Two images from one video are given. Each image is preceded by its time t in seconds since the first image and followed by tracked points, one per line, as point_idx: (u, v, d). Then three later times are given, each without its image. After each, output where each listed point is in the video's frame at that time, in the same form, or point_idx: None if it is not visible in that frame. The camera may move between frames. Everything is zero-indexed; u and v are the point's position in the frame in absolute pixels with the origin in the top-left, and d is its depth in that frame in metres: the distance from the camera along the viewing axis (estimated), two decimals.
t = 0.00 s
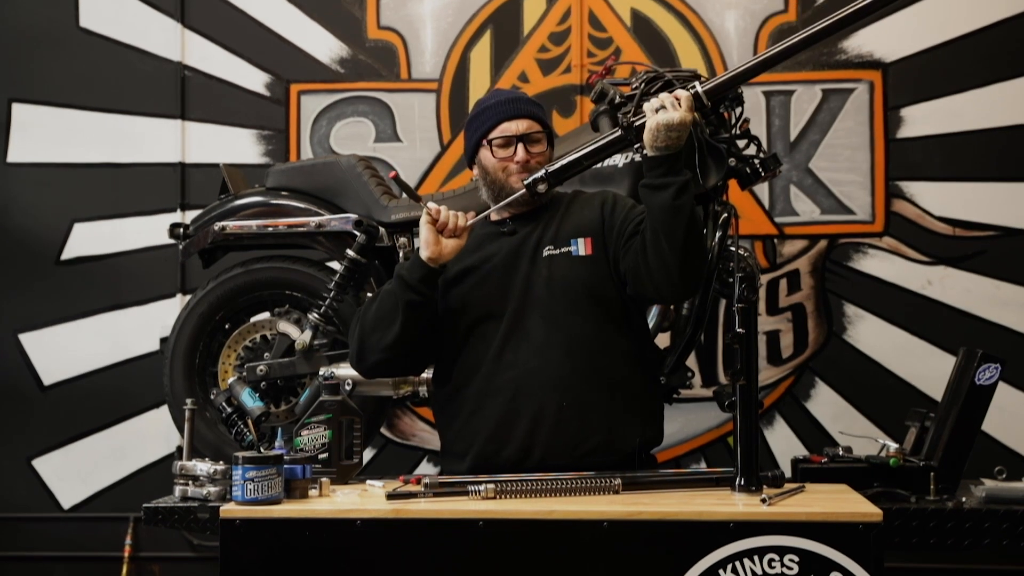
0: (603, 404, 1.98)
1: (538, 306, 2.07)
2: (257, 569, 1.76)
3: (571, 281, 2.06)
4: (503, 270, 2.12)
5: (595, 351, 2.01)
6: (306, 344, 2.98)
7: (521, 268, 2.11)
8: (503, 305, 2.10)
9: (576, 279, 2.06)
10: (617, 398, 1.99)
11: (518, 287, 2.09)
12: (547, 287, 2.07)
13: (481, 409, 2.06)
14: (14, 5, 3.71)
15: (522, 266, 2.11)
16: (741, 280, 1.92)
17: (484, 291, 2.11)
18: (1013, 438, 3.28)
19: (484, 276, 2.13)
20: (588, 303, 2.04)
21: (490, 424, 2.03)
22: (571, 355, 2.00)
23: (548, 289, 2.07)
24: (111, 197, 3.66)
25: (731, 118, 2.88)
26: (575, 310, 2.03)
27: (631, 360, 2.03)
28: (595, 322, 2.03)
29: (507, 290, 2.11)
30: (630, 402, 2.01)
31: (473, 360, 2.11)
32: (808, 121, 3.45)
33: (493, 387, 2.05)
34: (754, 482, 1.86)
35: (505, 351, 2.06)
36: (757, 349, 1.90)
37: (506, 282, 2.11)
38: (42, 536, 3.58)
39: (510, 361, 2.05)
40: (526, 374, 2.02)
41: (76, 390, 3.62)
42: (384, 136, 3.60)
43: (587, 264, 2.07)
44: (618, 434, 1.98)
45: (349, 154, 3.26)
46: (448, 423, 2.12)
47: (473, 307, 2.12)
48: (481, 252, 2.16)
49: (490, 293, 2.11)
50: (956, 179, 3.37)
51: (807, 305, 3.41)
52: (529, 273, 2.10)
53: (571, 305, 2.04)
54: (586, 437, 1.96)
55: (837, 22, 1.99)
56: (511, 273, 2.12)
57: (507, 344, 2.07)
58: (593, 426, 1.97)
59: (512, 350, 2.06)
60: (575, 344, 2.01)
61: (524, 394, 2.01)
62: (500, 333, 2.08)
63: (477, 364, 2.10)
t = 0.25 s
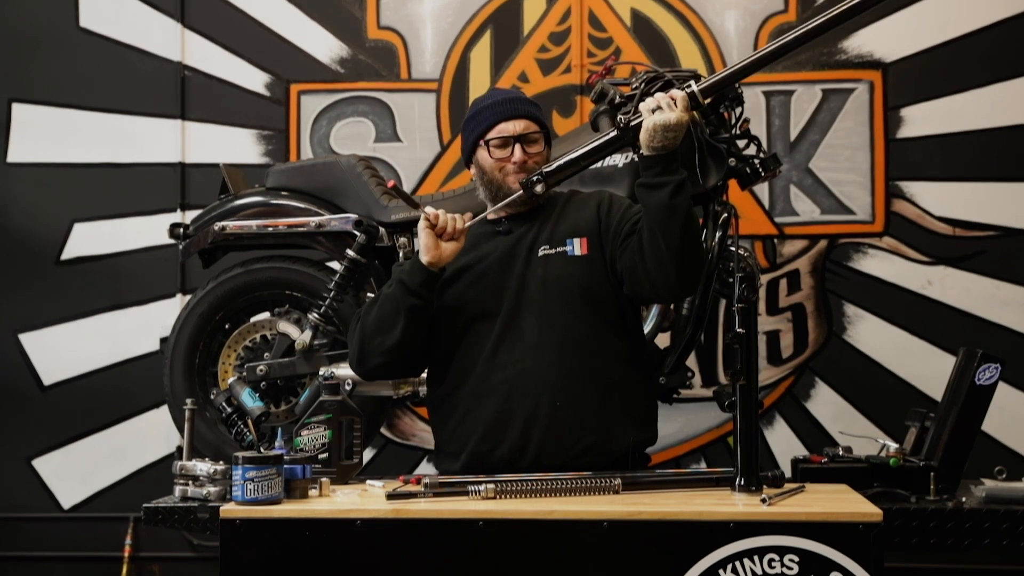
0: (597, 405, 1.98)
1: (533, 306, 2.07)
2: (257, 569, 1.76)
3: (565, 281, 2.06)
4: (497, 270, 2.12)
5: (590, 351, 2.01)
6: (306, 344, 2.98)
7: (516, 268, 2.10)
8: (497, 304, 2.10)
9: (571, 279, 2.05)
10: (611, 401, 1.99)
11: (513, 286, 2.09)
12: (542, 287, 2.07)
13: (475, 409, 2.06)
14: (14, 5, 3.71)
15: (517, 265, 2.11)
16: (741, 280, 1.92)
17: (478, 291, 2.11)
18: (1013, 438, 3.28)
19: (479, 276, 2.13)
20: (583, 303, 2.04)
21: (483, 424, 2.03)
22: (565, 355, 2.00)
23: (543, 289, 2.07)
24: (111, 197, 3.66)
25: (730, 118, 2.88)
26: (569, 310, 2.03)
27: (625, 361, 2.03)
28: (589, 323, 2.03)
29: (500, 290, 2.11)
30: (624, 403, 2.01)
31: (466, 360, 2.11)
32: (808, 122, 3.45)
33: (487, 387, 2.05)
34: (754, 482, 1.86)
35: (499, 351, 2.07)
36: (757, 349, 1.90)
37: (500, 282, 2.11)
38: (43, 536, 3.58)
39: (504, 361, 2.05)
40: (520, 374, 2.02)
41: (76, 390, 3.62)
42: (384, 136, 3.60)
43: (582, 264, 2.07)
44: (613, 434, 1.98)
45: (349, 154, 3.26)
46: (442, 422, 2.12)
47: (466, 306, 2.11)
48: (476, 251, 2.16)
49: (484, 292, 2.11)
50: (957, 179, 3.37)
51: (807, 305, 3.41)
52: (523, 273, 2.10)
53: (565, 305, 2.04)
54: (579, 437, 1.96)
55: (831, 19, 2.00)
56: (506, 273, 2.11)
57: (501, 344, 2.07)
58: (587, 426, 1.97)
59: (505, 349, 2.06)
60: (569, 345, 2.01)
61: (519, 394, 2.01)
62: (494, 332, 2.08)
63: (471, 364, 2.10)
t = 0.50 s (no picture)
0: (593, 407, 1.98)
1: (530, 307, 2.06)
2: (257, 569, 1.76)
3: (564, 282, 2.05)
4: (493, 269, 2.10)
5: (587, 355, 2.01)
6: (306, 344, 2.98)
7: (512, 267, 2.09)
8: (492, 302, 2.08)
9: (570, 281, 2.05)
10: (606, 405, 1.99)
11: (509, 285, 2.07)
12: (539, 287, 2.06)
13: (468, 409, 2.05)
14: (15, 5, 3.71)
15: (514, 264, 2.10)
16: (741, 280, 1.92)
17: (473, 287, 2.09)
18: (1013, 438, 3.28)
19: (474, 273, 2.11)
20: (580, 305, 2.04)
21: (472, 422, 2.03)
22: (563, 357, 2.00)
23: (541, 290, 2.06)
24: (111, 197, 3.66)
25: (730, 118, 2.88)
26: (567, 312, 2.03)
27: (622, 365, 2.04)
28: (587, 326, 2.03)
29: (494, 287, 2.09)
30: (619, 406, 2.02)
31: (459, 358, 2.09)
32: (808, 122, 3.45)
33: (483, 386, 2.04)
34: (754, 482, 1.86)
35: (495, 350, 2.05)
36: (757, 350, 1.90)
37: (495, 279, 2.10)
38: (43, 536, 3.58)
39: (498, 361, 2.04)
40: (517, 375, 2.01)
41: (77, 390, 3.62)
42: (384, 136, 3.60)
43: (580, 266, 2.06)
44: (608, 437, 1.99)
45: (349, 154, 3.26)
46: (434, 421, 2.11)
47: (461, 303, 2.09)
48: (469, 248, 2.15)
49: (478, 290, 2.09)
50: (957, 179, 3.37)
51: (807, 305, 3.41)
52: (520, 273, 2.09)
53: (564, 307, 2.03)
54: (574, 439, 1.97)
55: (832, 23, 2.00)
56: (501, 271, 2.10)
57: (497, 344, 2.06)
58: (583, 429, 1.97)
59: (502, 348, 2.05)
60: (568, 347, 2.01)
61: (517, 394, 2.01)
62: (489, 330, 2.06)
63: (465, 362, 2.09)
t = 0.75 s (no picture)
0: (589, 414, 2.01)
1: (528, 313, 2.06)
2: (257, 569, 1.76)
3: (563, 290, 2.06)
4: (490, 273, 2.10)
5: (585, 363, 2.03)
6: (306, 344, 2.98)
7: (510, 273, 2.09)
8: (488, 306, 2.08)
9: (568, 289, 2.06)
10: (603, 412, 2.03)
11: (505, 290, 2.07)
12: (537, 293, 2.06)
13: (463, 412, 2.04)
14: (15, 5, 3.71)
15: (510, 269, 2.09)
16: (741, 280, 1.92)
17: (469, 291, 2.09)
18: (1013, 438, 3.28)
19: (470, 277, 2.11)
20: (577, 312, 2.05)
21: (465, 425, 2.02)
22: (561, 364, 2.02)
23: (539, 296, 2.06)
24: (111, 197, 3.66)
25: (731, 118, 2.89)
26: (565, 320, 2.04)
27: (617, 374, 2.08)
28: (583, 334, 2.04)
29: (490, 292, 2.09)
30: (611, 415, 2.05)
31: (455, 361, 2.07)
32: (808, 122, 3.45)
33: (479, 390, 2.03)
34: (754, 482, 1.86)
35: (491, 354, 2.04)
36: (758, 350, 1.90)
37: (492, 284, 2.09)
38: (43, 536, 3.58)
39: (494, 367, 2.04)
40: (515, 381, 2.02)
41: (77, 390, 3.62)
42: (384, 136, 3.60)
43: (578, 275, 2.08)
44: (602, 443, 2.03)
45: (349, 154, 3.26)
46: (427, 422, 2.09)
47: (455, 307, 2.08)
48: (464, 249, 2.15)
49: (474, 294, 2.08)
50: (957, 179, 3.37)
51: (807, 305, 3.41)
52: (518, 279, 2.08)
53: (562, 314, 2.04)
54: (569, 446, 1.99)
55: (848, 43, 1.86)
56: (497, 276, 2.10)
57: (494, 349, 2.05)
58: (580, 435, 2.00)
59: (498, 353, 2.04)
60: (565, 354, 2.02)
61: (515, 399, 2.01)
62: (485, 334, 2.05)
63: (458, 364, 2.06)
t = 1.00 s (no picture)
0: (592, 421, 2.04)
1: (534, 321, 2.05)
2: (257, 569, 1.76)
3: (568, 299, 2.07)
4: (494, 281, 2.09)
5: (589, 372, 2.05)
6: (306, 343, 2.98)
7: (514, 282, 2.08)
8: (492, 313, 2.07)
9: (572, 298, 2.07)
10: (604, 417, 2.06)
11: (510, 298, 2.07)
12: (543, 302, 2.06)
13: (468, 419, 2.04)
14: (15, 5, 3.71)
15: (514, 277, 2.09)
16: (741, 280, 1.92)
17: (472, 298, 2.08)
18: (1013, 438, 3.29)
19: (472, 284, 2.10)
20: (580, 320, 2.06)
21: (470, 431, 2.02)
22: (566, 373, 2.03)
23: (544, 305, 2.06)
24: (111, 197, 3.66)
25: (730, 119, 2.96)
26: (569, 329, 2.05)
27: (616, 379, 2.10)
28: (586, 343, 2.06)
29: (494, 299, 2.08)
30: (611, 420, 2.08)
31: (460, 368, 2.05)
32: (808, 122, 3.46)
33: (485, 398, 2.03)
34: (754, 483, 1.86)
35: (497, 362, 2.04)
36: (758, 350, 1.90)
37: (496, 292, 2.09)
38: (43, 536, 3.58)
39: (499, 376, 2.03)
40: (521, 389, 2.02)
41: (76, 390, 3.62)
42: (384, 136, 3.60)
43: (581, 283, 2.08)
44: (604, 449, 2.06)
45: (349, 154, 3.26)
46: (429, 427, 2.08)
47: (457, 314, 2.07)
48: (465, 253, 2.13)
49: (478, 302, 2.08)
50: (957, 179, 3.37)
51: (807, 305, 3.41)
52: (523, 287, 2.08)
53: (565, 323, 2.05)
54: (574, 453, 2.01)
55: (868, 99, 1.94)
56: (500, 283, 2.09)
57: (500, 357, 2.04)
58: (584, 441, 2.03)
59: (504, 362, 2.04)
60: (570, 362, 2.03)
61: (521, 407, 2.01)
62: (491, 343, 2.05)
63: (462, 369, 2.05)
